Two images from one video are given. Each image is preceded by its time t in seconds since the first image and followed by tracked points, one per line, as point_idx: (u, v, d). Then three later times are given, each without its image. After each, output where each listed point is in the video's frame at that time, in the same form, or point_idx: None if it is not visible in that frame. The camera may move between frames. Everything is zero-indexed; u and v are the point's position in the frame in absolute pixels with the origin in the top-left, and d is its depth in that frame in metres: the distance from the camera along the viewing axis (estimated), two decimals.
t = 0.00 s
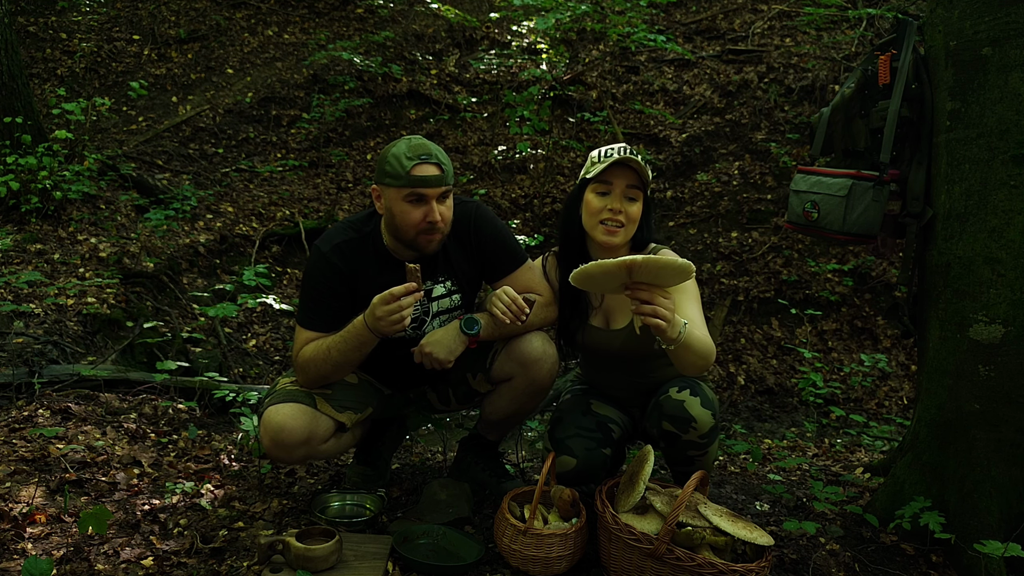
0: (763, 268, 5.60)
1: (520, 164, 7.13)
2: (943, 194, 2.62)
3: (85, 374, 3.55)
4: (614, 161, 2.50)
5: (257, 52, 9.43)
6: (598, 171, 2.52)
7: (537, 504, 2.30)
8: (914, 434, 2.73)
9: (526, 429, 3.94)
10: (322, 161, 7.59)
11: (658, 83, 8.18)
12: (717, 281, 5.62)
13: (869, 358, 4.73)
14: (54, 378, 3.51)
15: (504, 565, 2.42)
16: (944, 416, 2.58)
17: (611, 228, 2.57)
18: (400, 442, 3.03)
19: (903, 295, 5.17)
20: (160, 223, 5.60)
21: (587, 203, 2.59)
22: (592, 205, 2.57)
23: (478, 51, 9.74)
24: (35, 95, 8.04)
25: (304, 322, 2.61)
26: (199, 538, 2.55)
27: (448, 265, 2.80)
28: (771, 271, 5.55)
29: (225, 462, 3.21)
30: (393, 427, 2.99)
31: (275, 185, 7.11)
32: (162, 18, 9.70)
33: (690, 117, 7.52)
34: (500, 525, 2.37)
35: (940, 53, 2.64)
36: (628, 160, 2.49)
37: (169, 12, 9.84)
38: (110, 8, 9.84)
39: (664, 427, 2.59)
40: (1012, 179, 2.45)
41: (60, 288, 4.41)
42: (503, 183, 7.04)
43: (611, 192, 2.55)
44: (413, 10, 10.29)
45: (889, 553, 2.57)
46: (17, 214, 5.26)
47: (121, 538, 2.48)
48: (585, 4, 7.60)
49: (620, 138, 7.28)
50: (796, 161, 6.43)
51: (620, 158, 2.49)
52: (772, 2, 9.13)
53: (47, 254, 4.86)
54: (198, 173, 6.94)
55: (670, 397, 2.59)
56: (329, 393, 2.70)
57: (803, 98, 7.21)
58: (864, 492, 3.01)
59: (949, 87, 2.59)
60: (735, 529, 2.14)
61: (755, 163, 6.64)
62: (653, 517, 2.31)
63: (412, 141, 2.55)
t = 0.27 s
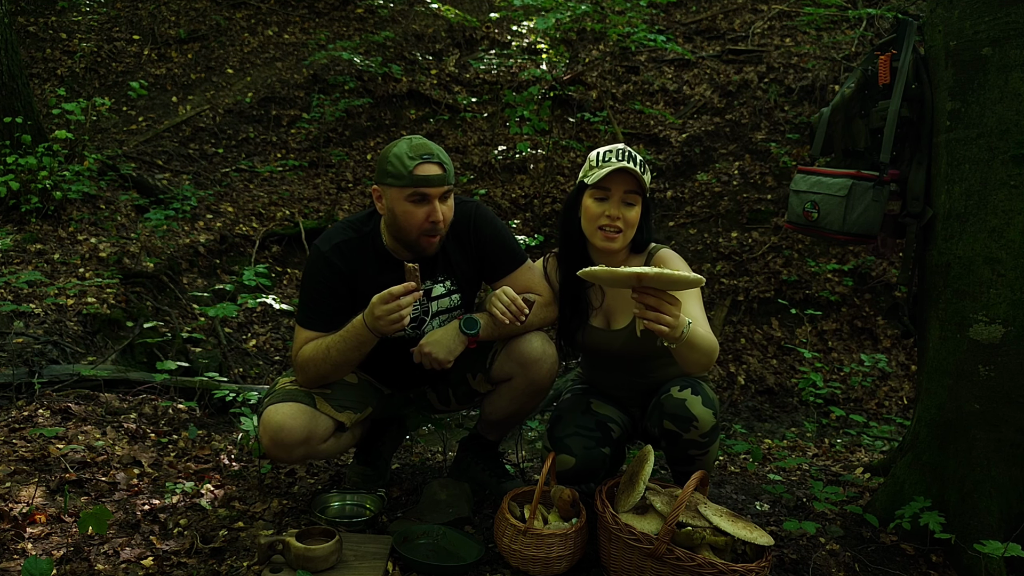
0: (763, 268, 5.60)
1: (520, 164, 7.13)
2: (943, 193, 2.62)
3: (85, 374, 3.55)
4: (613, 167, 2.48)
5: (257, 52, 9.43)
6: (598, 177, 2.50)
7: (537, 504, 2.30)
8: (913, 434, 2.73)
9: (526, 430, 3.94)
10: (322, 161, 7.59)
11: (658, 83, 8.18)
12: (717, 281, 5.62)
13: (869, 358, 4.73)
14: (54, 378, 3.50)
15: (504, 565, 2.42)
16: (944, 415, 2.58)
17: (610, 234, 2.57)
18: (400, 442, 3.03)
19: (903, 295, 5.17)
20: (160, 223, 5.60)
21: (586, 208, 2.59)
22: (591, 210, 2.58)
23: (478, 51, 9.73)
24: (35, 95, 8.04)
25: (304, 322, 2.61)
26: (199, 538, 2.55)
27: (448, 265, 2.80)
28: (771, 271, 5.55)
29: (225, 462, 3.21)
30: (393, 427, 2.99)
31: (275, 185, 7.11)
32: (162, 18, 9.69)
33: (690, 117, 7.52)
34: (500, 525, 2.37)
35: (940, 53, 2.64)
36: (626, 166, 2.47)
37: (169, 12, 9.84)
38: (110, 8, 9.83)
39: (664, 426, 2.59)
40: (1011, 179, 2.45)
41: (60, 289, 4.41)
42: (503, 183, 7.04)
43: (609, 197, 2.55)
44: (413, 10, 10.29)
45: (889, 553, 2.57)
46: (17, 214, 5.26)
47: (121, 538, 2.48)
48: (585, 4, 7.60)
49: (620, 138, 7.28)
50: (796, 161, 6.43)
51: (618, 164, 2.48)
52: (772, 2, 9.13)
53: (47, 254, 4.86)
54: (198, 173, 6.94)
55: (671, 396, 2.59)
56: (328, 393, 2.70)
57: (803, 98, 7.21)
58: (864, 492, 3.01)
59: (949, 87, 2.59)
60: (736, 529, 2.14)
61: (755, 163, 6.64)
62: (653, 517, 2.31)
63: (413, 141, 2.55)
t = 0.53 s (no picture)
0: (763, 268, 5.60)
1: (520, 164, 7.13)
2: (943, 194, 2.62)
3: (85, 374, 3.55)
4: (615, 170, 2.48)
5: (257, 52, 9.43)
6: (600, 180, 2.49)
7: (537, 504, 2.30)
8: (913, 434, 2.73)
9: (526, 429, 3.94)
10: (323, 161, 7.59)
11: (658, 83, 8.18)
12: (716, 281, 5.62)
13: (869, 358, 4.73)
14: (54, 378, 3.51)
15: (504, 565, 2.42)
16: (944, 415, 2.58)
17: (609, 236, 2.57)
18: (400, 442, 3.03)
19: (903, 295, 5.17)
20: (160, 224, 5.60)
21: (586, 210, 2.59)
22: (591, 212, 2.57)
23: (478, 51, 9.74)
24: (35, 95, 8.04)
25: (305, 322, 2.60)
26: (199, 538, 2.55)
27: (449, 265, 2.80)
28: (771, 271, 5.55)
29: (225, 462, 3.21)
30: (394, 427, 2.99)
31: (275, 185, 7.11)
32: (162, 18, 9.69)
33: (690, 117, 7.52)
34: (500, 525, 2.37)
35: (940, 53, 2.64)
36: (626, 171, 2.47)
37: (169, 12, 9.84)
38: (110, 8, 9.83)
39: (666, 423, 2.59)
40: (1012, 179, 2.45)
41: (60, 289, 4.41)
42: (503, 183, 7.04)
43: (609, 199, 2.54)
44: (413, 10, 10.29)
45: (889, 553, 2.56)
46: (18, 214, 5.26)
47: (121, 538, 2.48)
48: (585, 4, 7.60)
49: (620, 139, 7.28)
50: (796, 161, 6.43)
51: (619, 166, 2.49)
52: (772, 2, 9.13)
53: (47, 254, 4.87)
54: (198, 173, 6.94)
55: (672, 393, 2.59)
56: (329, 393, 2.70)
57: (803, 98, 7.21)
58: (864, 492, 3.01)
59: (949, 87, 2.59)
60: (736, 529, 2.14)
61: (755, 163, 6.64)
62: (654, 517, 2.31)
63: (415, 141, 2.55)
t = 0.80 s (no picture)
0: (763, 268, 5.60)
1: (520, 164, 7.13)
2: (943, 193, 2.62)
3: (85, 374, 3.55)
4: (615, 169, 2.50)
5: (257, 52, 9.43)
6: (599, 177, 2.51)
7: (537, 504, 2.30)
8: (914, 434, 2.73)
9: (526, 429, 3.94)
10: (323, 161, 7.59)
11: (658, 83, 8.17)
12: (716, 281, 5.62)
13: (869, 358, 4.74)
14: (54, 378, 3.50)
15: (504, 565, 2.42)
16: (944, 415, 2.58)
17: (607, 234, 2.59)
18: (400, 442, 3.03)
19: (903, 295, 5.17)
20: (160, 224, 5.60)
21: (585, 207, 2.61)
22: (591, 210, 2.59)
23: (478, 51, 9.73)
24: (35, 95, 8.04)
25: (305, 322, 2.60)
26: (199, 538, 2.55)
27: (450, 263, 2.80)
28: (771, 271, 5.56)
29: (225, 462, 3.21)
30: (394, 427, 2.99)
31: (275, 185, 7.11)
32: (162, 18, 9.70)
33: (690, 117, 7.52)
34: (500, 525, 2.37)
35: (940, 52, 2.64)
36: (627, 169, 2.49)
37: (169, 12, 9.84)
38: (110, 8, 9.83)
39: (667, 421, 2.59)
40: (1012, 179, 2.45)
41: (60, 288, 4.41)
42: (503, 183, 7.04)
43: (609, 197, 2.55)
44: (413, 10, 10.29)
45: (889, 553, 2.56)
46: (18, 214, 5.26)
47: (121, 538, 2.48)
48: (585, 4, 7.60)
49: (620, 138, 7.28)
50: (796, 161, 6.44)
51: (620, 165, 2.50)
52: (772, 2, 9.13)
53: (47, 254, 4.87)
54: (198, 173, 6.94)
55: (674, 391, 2.59)
56: (331, 393, 2.70)
57: (803, 98, 7.21)
58: (864, 492, 3.01)
59: (949, 87, 2.59)
60: (735, 529, 2.14)
61: (755, 163, 6.64)
62: (653, 517, 2.31)
63: (414, 141, 2.54)
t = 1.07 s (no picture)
0: (763, 268, 5.60)
1: (520, 164, 7.13)
2: (943, 194, 2.62)
3: (85, 374, 3.55)
4: (599, 162, 2.50)
5: (257, 52, 9.43)
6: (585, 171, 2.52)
7: (537, 504, 2.30)
8: (913, 434, 2.73)
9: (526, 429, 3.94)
10: (323, 161, 7.59)
11: (658, 83, 8.17)
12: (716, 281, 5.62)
13: (869, 358, 4.74)
14: (54, 378, 3.51)
15: (504, 565, 2.42)
16: (944, 416, 2.58)
17: (596, 227, 2.60)
18: (400, 442, 3.03)
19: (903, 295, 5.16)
20: (160, 223, 5.59)
21: (573, 201, 2.62)
22: (578, 204, 2.61)
23: (478, 51, 9.73)
24: (35, 95, 8.05)
25: (306, 322, 2.60)
26: (199, 538, 2.55)
27: (450, 263, 2.80)
28: (771, 271, 5.56)
29: (225, 462, 3.21)
30: (394, 427, 2.99)
31: (275, 185, 7.11)
32: (162, 18, 9.70)
33: (690, 117, 7.52)
34: (500, 525, 2.37)
35: (940, 53, 2.64)
36: (613, 164, 2.49)
37: (169, 12, 9.84)
38: (110, 8, 9.83)
39: (688, 421, 2.61)
40: (1012, 180, 2.46)
41: (60, 288, 4.41)
42: (503, 183, 7.04)
43: (595, 190, 2.56)
44: (413, 10, 10.29)
45: (889, 553, 2.56)
46: (18, 214, 5.26)
47: (121, 538, 2.48)
48: (584, 4, 7.61)
49: (619, 139, 7.28)
50: (796, 161, 6.44)
51: (604, 159, 2.50)
52: (772, 2, 9.13)
53: (46, 254, 4.87)
54: (198, 173, 6.94)
55: (695, 390, 2.62)
56: (332, 393, 2.70)
57: (803, 98, 7.21)
58: (864, 492, 3.01)
59: (949, 87, 2.59)
60: (735, 529, 2.15)
61: (755, 163, 6.64)
62: (653, 517, 2.31)
63: (412, 142, 2.53)
